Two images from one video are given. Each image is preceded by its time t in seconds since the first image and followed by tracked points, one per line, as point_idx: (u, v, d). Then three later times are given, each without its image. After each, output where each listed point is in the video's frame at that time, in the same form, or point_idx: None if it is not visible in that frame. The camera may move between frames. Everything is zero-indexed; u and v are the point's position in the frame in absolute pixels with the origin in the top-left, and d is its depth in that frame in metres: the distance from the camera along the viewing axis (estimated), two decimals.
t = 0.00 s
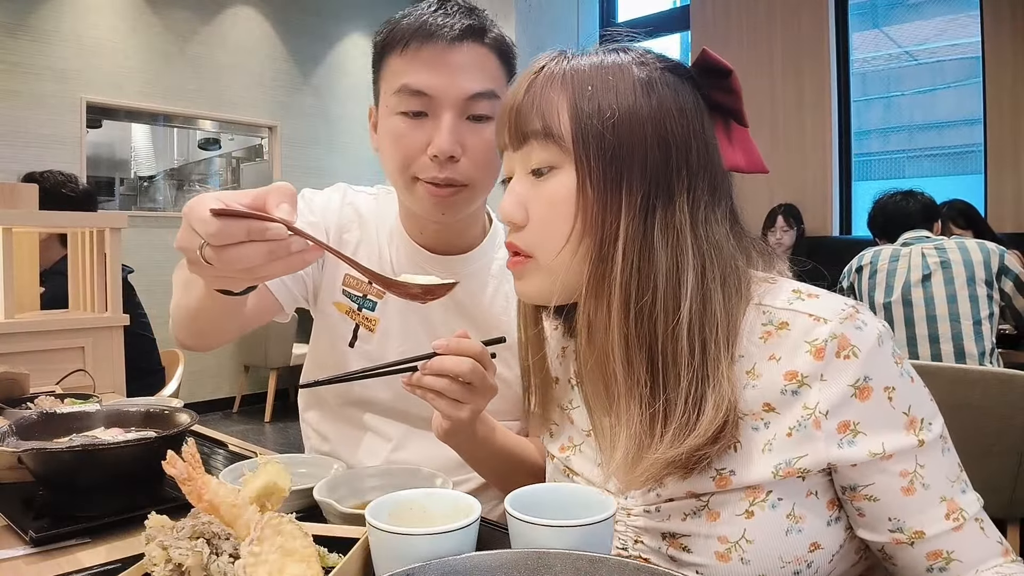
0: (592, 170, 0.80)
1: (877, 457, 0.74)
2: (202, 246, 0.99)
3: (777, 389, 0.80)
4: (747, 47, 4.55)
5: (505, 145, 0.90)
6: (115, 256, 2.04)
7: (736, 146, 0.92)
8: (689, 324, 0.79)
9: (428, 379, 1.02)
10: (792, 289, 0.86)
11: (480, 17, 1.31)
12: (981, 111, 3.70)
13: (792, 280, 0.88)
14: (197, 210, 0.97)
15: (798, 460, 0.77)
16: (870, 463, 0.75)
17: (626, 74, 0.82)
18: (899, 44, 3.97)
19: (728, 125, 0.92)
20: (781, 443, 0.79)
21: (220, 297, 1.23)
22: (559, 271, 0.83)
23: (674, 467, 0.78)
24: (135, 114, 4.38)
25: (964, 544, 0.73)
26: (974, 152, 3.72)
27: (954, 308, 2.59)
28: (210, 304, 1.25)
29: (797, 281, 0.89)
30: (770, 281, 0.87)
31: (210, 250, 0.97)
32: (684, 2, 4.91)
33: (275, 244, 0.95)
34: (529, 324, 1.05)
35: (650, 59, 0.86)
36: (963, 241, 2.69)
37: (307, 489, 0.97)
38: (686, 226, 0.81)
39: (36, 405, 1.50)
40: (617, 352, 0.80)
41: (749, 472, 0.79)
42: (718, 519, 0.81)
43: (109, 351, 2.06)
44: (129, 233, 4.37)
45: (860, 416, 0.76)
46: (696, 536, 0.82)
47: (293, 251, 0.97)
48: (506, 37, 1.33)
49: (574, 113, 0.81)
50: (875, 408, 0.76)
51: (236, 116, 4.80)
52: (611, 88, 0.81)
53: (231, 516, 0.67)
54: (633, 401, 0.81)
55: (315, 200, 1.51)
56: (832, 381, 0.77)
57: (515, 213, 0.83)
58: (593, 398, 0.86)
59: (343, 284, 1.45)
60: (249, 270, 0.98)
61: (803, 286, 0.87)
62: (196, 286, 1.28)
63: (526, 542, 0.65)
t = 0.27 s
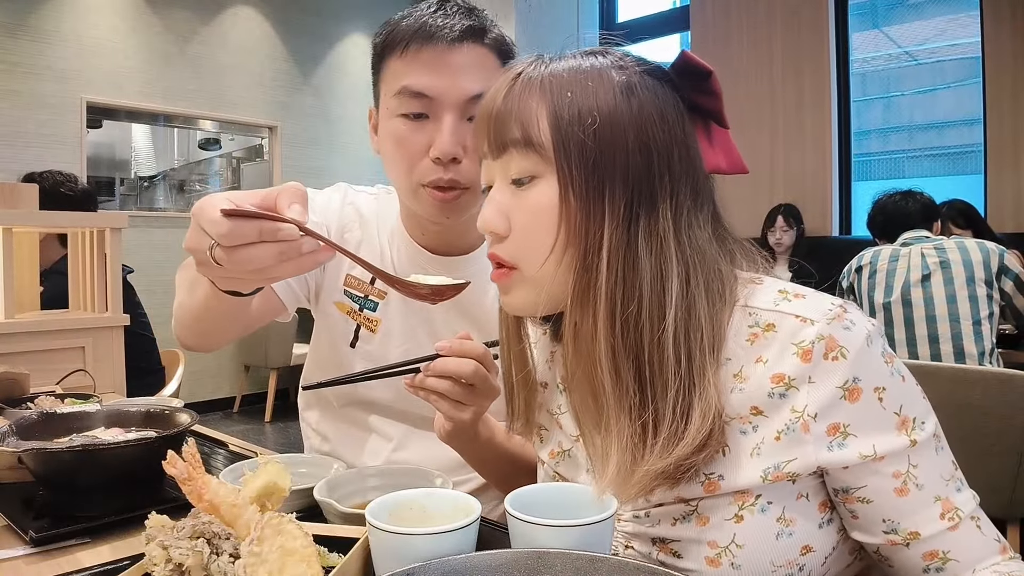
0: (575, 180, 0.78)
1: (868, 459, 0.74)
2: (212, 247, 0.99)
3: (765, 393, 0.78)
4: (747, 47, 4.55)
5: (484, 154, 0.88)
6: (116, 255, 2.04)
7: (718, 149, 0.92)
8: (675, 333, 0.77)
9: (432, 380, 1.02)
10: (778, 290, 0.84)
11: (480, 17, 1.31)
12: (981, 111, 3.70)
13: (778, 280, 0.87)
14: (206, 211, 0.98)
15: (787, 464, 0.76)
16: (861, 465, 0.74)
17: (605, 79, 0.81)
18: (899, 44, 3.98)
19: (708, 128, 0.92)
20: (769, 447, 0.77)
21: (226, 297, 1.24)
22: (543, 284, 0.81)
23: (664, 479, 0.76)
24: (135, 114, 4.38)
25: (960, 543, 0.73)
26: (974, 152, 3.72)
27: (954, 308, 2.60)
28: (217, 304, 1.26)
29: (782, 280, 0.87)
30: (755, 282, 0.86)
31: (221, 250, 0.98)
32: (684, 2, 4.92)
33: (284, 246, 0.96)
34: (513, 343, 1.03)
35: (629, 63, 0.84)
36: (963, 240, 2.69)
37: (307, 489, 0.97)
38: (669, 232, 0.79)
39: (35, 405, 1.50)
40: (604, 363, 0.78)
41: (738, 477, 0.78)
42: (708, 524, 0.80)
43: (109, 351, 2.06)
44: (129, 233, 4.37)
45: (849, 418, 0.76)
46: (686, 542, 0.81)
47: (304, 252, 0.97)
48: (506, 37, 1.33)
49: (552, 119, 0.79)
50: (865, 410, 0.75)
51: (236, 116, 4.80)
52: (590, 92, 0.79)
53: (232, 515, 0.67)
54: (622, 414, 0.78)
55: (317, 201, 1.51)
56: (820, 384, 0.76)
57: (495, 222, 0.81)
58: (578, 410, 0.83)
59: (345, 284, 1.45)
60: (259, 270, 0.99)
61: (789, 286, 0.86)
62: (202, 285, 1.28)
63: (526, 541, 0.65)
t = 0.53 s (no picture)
0: (553, 190, 0.77)
1: (860, 460, 0.74)
2: (218, 247, 1.00)
3: (753, 396, 0.78)
4: (747, 48, 4.56)
5: (462, 163, 0.87)
6: (117, 255, 2.04)
7: (695, 154, 0.92)
8: (659, 342, 0.77)
9: (429, 380, 1.04)
10: (764, 292, 0.84)
11: (478, 17, 1.31)
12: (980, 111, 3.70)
13: (763, 282, 0.87)
14: (213, 212, 0.99)
15: (778, 468, 0.76)
16: (852, 467, 0.75)
17: (583, 87, 0.80)
18: (898, 45, 3.98)
19: (686, 134, 0.93)
20: (759, 451, 0.77)
21: (228, 297, 1.24)
22: (527, 296, 0.81)
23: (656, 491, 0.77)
24: (136, 115, 4.38)
25: (955, 540, 0.74)
26: (973, 152, 3.72)
27: (953, 308, 2.60)
28: (222, 304, 1.27)
29: (766, 281, 0.88)
30: (740, 283, 0.86)
31: (227, 250, 0.98)
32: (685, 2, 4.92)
33: (291, 245, 0.97)
34: (494, 353, 1.02)
35: (607, 69, 0.83)
36: (962, 240, 2.69)
37: (307, 489, 0.98)
38: (650, 241, 0.79)
39: (37, 405, 1.50)
40: (586, 374, 0.77)
41: (728, 481, 0.78)
42: (698, 528, 0.80)
43: (110, 351, 2.07)
44: (130, 233, 4.37)
45: (840, 419, 0.76)
46: (677, 545, 0.82)
47: (310, 252, 0.98)
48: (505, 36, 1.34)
49: (531, 130, 0.78)
50: (855, 411, 0.76)
51: (236, 116, 4.80)
52: (568, 101, 0.78)
53: (231, 515, 0.67)
54: (606, 426, 0.78)
55: (319, 202, 1.52)
56: (809, 386, 0.76)
57: (475, 233, 0.80)
58: (563, 419, 0.83)
59: (346, 284, 1.46)
60: (265, 270, 0.99)
61: (772, 287, 0.86)
62: (205, 285, 1.29)
63: (525, 540, 0.65)
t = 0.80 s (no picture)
0: (536, 197, 0.76)
1: (852, 463, 0.75)
2: (220, 247, 1.00)
3: (744, 400, 0.78)
4: (746, 48, 4.56)
5: (444, 167, 0.85)
6: (118, 255, 2.05)
7: (679, 157, 0.93)
8: (646, 349, 0.77)
9: (427, 381, 1.07)
10: (753, 294, 0.84)
11: (479, 18, 1.31)
12: (980, 111, 3.70)
13: (751, 283, 0.87)
14: (216, 211, 0.99)
15: (770, 472, 0.77)
16: (846, 469, 0.75)
17: (565, 92, 0.79)
18: (898, 45, 3.99)
19: (670, 138, 0.93)
20: (752, 454, 0.78)
21: (230, 297, 1.24)
22: (513, 304, 0.79)
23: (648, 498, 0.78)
24: (136, 115, 4.39)
25: (950, 539, 0.74)
26: (972, 152, 3.72)
27: (953, 308, 2.60)
28: (222, 304, 1.26)
29: (754, 283, 0.88)
30: (729, 286, 0.87)
31: (230, 251, 0.98)
32: (684, 3, 4.93)
33: (293, 246, 0.96)
34: (474, 362, 1.02)
35: (590, 73, 0.83)
36: (962, 240, 2.68)
37: (308, 488, 0.98)
38: (635, 247, 0.79)
39: (38, 405, 1.50)
40: (572, 380, 0.77)
41: (720, 484, 0.79)
42: (690, 531, 0.81)
43: (110, 351, 2.07)
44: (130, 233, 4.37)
45: (833, 422, 0.76)
46: (670, 548, 0.82)
47: (312, 253, 0.97)
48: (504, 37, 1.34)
49: (513, 135, 0.77)
50: (847, 414, 0.76)
51: (236, 116, 4.81)
52: (550, 106, 0.77)
53: (232, 514, 0.67)
54: (592, 433, 0.78)
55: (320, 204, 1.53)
56: (801, 389, 0.77)
57: (459, 240, 0.79)
58: (551, 425, 0.83)
59: (347, 284, 1.46)
60: (268, 271, 0.99)
61: (760, 289, 0.86)
62: (207, 285, 1.29)
63: (526, 539, 0.66)
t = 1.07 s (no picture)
0: (529, 199, 0.76)
1: (850, 464, 0.75)
2: (218, 248, 1.00)
3: (741, 401, 0.79)
4: (746, 48, 4.56)
5: (437, 169, 0.85)
6: (119, 255, 2.05)
7: (673, 158, 0.94)
8: (640, 350, 0.77)
9: (424, 380, 1.06)
10: (748, 295, 0.84)
11: (476, 18, 1.32)
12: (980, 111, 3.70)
13: (747, 284, 0.87)
14: (213, 212, 0.99)
15: (767, 473, 0.77)
16: (843, 470, 0.75)
17: (557, 93, 0.79)
18: (898, 46, 3.99)
19: (663, 138, 0.94)
20: (749, 455, 0.78)
21: (229, 297, 1.24)
22: (507, 306, 0.79)
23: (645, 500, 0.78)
24: (137, 115, 4.39)
25: (949, 539, 0.74)
26: (972, 152, 3.72)
27: (952, 308, 2.60)
28: (220, 303, 1.26)
29: (749, 283, 0.88)
30: (724, 286, 0.87)
31: (227, 251, 0.98)
32: (684, 3, 4.93)
33: (290, 246, 0.96)
34: (468, 365, 1.04)
35: (582, 74, 0.83)
36: (961, 240, 2.68)
37: (308, 488, 0.98)
38: (628, 248, 0.79)
39: (38, 404, 1.50)
40: (566, 382, 0.78)
41: (716, 485, 0.79)
42: (688, 532, 0.81)
43: (111, 351, 2.07)
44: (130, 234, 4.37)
45: (831, 423, 0.76)
46: (667, 550, 0.82)
47: (309, 253, 0.97)
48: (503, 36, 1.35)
49: (505, 138, 0.77)
50: (844, 414, 0.76)
51: (236, 116, 4.81)
52: (542, 108, 0.77)
53: (232, 514, 0.67)
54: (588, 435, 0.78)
55: (319, 203, 1.53)
56: (798, 391, 0.77)
57: (452, 242, 0.78)
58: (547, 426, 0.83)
59: (348, 285, 1.46)
60: (266, 271, 0.99)
61: (755, 289, 0.86)
62: (207, 285, 1.29)
63: (525, 539, 0.66)
